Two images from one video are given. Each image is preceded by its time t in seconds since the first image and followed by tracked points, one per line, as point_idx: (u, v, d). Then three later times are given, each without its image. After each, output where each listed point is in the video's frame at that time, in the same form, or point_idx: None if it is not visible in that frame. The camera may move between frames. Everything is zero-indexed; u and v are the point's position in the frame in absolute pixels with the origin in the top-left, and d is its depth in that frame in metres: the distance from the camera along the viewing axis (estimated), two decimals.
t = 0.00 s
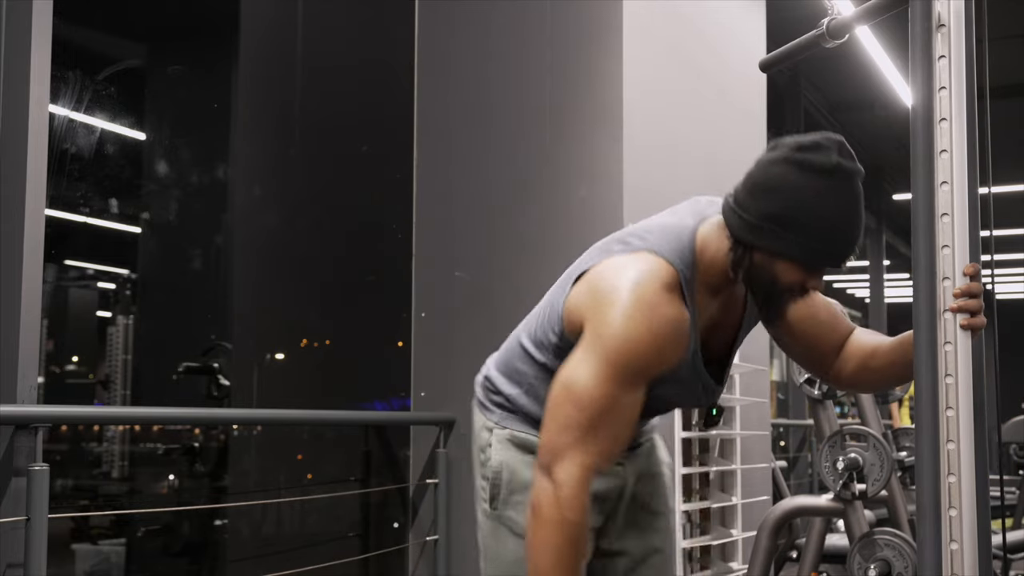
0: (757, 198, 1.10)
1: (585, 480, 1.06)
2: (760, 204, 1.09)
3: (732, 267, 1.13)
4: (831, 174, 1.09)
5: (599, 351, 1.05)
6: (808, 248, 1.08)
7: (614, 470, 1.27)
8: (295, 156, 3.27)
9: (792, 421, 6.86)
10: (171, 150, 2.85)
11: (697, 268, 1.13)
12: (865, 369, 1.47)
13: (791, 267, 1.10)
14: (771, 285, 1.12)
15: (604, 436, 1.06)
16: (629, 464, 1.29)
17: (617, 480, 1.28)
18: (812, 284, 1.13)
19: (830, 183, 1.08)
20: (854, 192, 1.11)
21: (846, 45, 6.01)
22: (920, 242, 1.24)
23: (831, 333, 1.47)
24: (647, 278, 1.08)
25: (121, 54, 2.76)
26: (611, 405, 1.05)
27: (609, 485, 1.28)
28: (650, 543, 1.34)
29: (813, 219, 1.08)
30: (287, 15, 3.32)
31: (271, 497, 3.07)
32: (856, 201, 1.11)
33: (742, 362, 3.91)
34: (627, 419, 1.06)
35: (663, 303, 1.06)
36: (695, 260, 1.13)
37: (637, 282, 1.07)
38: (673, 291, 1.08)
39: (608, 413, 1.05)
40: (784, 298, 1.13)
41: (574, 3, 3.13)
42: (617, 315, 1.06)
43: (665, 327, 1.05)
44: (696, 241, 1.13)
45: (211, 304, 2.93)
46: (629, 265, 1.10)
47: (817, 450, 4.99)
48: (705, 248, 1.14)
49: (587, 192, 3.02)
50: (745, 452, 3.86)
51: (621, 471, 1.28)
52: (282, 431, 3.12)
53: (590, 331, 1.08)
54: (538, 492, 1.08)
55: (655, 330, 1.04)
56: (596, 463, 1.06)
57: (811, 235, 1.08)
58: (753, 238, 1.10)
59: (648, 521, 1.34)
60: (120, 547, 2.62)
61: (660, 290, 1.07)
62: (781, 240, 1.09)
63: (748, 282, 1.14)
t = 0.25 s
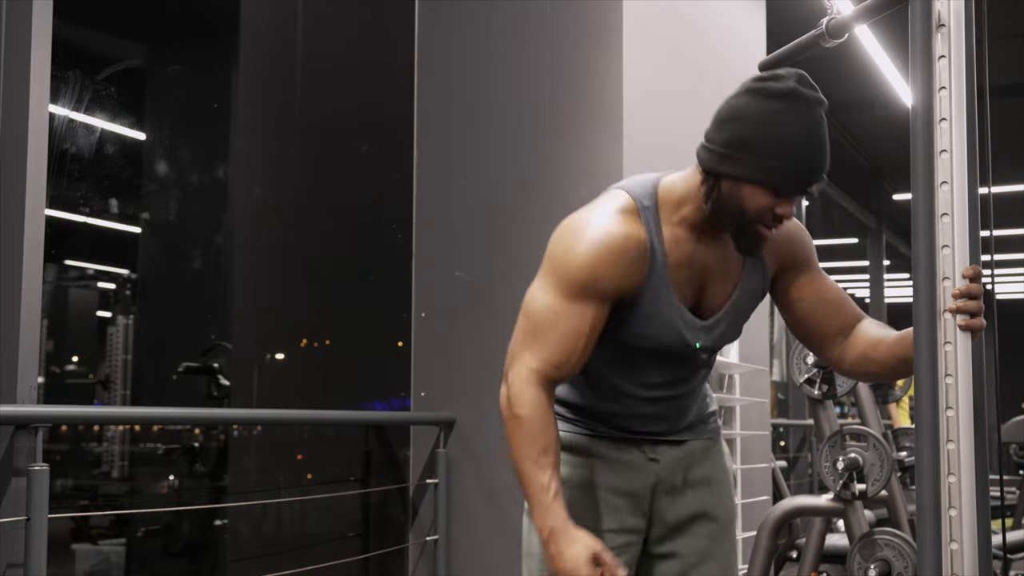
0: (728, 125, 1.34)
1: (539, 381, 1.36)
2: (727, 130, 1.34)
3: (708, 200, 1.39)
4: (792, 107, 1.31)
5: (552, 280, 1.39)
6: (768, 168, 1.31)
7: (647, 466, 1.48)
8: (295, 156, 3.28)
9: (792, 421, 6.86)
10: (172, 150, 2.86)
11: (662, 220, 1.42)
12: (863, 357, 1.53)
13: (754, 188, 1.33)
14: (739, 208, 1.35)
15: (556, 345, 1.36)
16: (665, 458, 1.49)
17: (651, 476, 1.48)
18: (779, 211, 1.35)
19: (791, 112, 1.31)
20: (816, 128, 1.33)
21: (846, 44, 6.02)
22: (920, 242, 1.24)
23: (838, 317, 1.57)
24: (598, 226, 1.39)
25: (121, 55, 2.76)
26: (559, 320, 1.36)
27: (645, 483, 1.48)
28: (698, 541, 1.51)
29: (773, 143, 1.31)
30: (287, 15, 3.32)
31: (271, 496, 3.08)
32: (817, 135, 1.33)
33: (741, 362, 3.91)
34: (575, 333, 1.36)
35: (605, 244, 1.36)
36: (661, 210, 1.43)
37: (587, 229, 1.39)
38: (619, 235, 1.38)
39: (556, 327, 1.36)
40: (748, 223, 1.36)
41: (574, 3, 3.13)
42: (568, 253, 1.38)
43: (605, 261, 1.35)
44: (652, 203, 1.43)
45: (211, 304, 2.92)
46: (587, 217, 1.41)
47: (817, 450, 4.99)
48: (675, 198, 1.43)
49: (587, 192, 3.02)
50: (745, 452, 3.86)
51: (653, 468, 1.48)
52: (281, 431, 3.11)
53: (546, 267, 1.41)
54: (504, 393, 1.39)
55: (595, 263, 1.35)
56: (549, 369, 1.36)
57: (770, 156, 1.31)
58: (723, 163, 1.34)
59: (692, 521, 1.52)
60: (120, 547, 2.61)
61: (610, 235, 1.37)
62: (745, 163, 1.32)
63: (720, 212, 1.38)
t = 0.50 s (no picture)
0: (686, 93, 1.37)
1: (532, 350, 1.43)
2: (687, 95, 1.37)
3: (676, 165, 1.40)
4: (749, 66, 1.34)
5: (534, 254, 1.44)
6: (729, 123, 1.33)
7: (634, 461, 1.44)
8: (294, 156, 3.28)
9: (792, 421, 6.87)
10: (172, 150, 2.86)
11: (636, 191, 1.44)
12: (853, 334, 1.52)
13: (717, 146, 1.34)
14: (705, 168, 1.36)
15: (544, 315, 1.42)
16: (654, 453, 1.44)
17: (638, 472, 1.44)
18: (746, 166, 1.35)
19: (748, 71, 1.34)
20: (775, 86, 1.35)
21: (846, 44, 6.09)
22: (920, 241, 1.24)
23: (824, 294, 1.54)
24: (572, 198, 1.43)
25: (121, 54, 2.76)
26: (544, 292, 1.42)
27: (632, 480, 1.44)
28: (692, 542, 1.44)
29: (732, 98, 1.33)
30: (287, 15, 3.32)
31: (271, 496, 3.08)
32: (777, 93, 1.35)
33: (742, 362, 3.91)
34: (560, 302, 1.41)
35: (580, 214, 1.41)
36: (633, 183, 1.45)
37: (561, 201, 1.44)
38: (592, 205, 1.42)
39: (542, 299, 1.42)
40: (718, 184, 1.37)
41: (574, 3, 3.13)
42: (545, 227, 1.43)
43: (581, 232, 1.40)
44: (625, 171, 1.46)
45: (211, 304, 2.93)
46: (563, 190, 1.46)
47: (817, 450, 4.99)
48: (646, 170, 1.45)
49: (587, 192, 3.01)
50: (745, 451, 3.86)
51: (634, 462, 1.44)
52: (281, 431, 3.11)
53: (527, 243, 1.46)
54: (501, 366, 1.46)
55: (571, 234, 1.40)
56: (540, 338, 1.42)
57: (730, 112, 1.33)
58: (685, 126, 1.36)
59: (686, 522, 1.45)
60: (120, 547, 2.61)
61: (583, 206, 1.42)
62: (706, 122, 1.34)
63: (688, 176, 1.38)
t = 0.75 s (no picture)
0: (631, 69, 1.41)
1: (483, 328, 1.44)
2: (632, 71, 1.40)
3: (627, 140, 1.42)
4: (691, 39, 1.39)
5: (489, 233, 1.46)
6: (676, 91, 1.36)
7: (605, 465, 1.41)
8: (294, 156, 3.28)
9: (792, 421, 6.88)
10: (171, 150, 2.86)
11: (592, 170, 1.45)
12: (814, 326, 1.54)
13: (666, 115, 1.37)
14: (655, 137, 1.38)
15: (496, 293, 1.44)
16: (624, 454, 1.41)
17: (609, 477, 1.41)
18: (695, 133, 1.38)
19: (690, 43, 1.38)
20: (718, 58, 1.39)
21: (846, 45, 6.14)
22: (920, 240, 1.24)
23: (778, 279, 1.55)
24: (531, 177, 1.45)
25: (121, 54, 2.76)
26: (497, 269, 1.44)
27: (603, 485, 1.41)
28: (670, 546, 1.42)
29: (677, 68, 1.36)
30: (287, 15, 3.31)
31: (271, 496, 3.08)
32: (720, 64, 1.39)
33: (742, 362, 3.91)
34: (513, 281, 1.43)
35: (538, 193, 1.43)
36: (587, 166, 1.46)
37: (519, 180, 1.45)
38: (551, 184, 1.43)
39: (495, 277, 1.44)
40: (665, 152, 1.38)
41: (574, 4, 3.13)
42: (501, 206, 1.45)
43: (537, 211, 1.41)
44: (580, 154, 1.48)
45: (211, 304, 2.93)
46: (523, 169, 1.47)
47: (817, 450, 4.99)
48: (598, 153, 1.47)
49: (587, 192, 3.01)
50: (745, 451, 3.87)
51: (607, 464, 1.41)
52: (281, 431, 3.11)
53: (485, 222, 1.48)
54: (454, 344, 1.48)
55: (526, 212, 1.42)
56: (491, 316, 1.44)
57: (675, 80, 1.36)
58: (632, 99, 1.39)
59: (660, 526, 1.42)
60: (120, 547, 2.62)
61: (538, 187, 1.43)
62: (653, 92, 1.37)
63: (639, 148, 1.40)
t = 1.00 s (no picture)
0: (558, 61, 1.41)
1: (422, 326, 1.43)
2: (560, 61, 1.40)
3: (561, 129, 1.42)
4: (615, 26, 1.38)
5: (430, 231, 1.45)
6: (604, 76, 1.36)
7: (576, 465, 1.37)
8: (294, 156, 3.27)
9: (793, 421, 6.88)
10: (172, 150, 2.86)
11: (533, 163, 1.45)
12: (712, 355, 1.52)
13: (595, 101, 1.36)
14: (585, 125, 1.37)
15: (437, 290, 1.42)
16: (595, 452, 1.38)
17: (580, 476, 1.37)
18: (627, 117, 1.37)
19: (612, 28, 1.38)
20: (643, 40, 1.39)
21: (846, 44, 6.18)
22: (921, 241, 1.29)
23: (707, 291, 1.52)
24: (473, 174, 1.44)
25: (121, 54, 2.76)
26: (437, 266, 1.43)
27: (576, 484, 1.37)
28: (646, 546, 1.39)
29: (603, 54, 1.36)
30: (287, 15, 3.31)
31: (271, 496, 3.07)
32: (647, 46, 1.39)
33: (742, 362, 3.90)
34: (455, 276, 1.42)
35: (479, 189, 1.42)
36: (526, 160, 1.46)
37: (461, 176, 1.45)
38: (493, 180, 1.43)
39: (434, 274, 1.43)
40: (596, 137, 1.37)
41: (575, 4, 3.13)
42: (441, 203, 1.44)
43: (478, 207, 1.41)
44: (519, 150, 1.48)
45: (211, 304, 2.93)
46: (467, 168, 1.47)
47: (818, 450, 4.99)
48: (535, 148, 1.47)
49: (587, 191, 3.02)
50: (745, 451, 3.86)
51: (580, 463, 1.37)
52: (282, 431, 3.12)
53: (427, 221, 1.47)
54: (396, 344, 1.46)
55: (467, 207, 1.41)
56: (430, 314, 1.43)
57: (602, 67, 1.36)
58: (561, 89, 1.39)
59: (634, 527, 1.39)
60: (120, 547, 2.62)
61: (474, 185, 1.43)
62: (581, 80, 1.37)
63: (572, 137, 1.40)
